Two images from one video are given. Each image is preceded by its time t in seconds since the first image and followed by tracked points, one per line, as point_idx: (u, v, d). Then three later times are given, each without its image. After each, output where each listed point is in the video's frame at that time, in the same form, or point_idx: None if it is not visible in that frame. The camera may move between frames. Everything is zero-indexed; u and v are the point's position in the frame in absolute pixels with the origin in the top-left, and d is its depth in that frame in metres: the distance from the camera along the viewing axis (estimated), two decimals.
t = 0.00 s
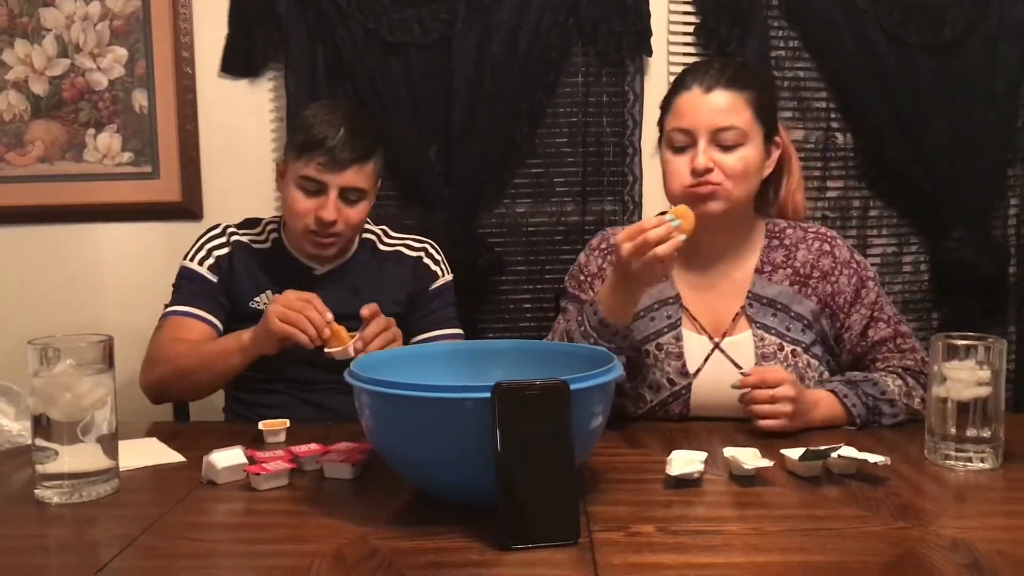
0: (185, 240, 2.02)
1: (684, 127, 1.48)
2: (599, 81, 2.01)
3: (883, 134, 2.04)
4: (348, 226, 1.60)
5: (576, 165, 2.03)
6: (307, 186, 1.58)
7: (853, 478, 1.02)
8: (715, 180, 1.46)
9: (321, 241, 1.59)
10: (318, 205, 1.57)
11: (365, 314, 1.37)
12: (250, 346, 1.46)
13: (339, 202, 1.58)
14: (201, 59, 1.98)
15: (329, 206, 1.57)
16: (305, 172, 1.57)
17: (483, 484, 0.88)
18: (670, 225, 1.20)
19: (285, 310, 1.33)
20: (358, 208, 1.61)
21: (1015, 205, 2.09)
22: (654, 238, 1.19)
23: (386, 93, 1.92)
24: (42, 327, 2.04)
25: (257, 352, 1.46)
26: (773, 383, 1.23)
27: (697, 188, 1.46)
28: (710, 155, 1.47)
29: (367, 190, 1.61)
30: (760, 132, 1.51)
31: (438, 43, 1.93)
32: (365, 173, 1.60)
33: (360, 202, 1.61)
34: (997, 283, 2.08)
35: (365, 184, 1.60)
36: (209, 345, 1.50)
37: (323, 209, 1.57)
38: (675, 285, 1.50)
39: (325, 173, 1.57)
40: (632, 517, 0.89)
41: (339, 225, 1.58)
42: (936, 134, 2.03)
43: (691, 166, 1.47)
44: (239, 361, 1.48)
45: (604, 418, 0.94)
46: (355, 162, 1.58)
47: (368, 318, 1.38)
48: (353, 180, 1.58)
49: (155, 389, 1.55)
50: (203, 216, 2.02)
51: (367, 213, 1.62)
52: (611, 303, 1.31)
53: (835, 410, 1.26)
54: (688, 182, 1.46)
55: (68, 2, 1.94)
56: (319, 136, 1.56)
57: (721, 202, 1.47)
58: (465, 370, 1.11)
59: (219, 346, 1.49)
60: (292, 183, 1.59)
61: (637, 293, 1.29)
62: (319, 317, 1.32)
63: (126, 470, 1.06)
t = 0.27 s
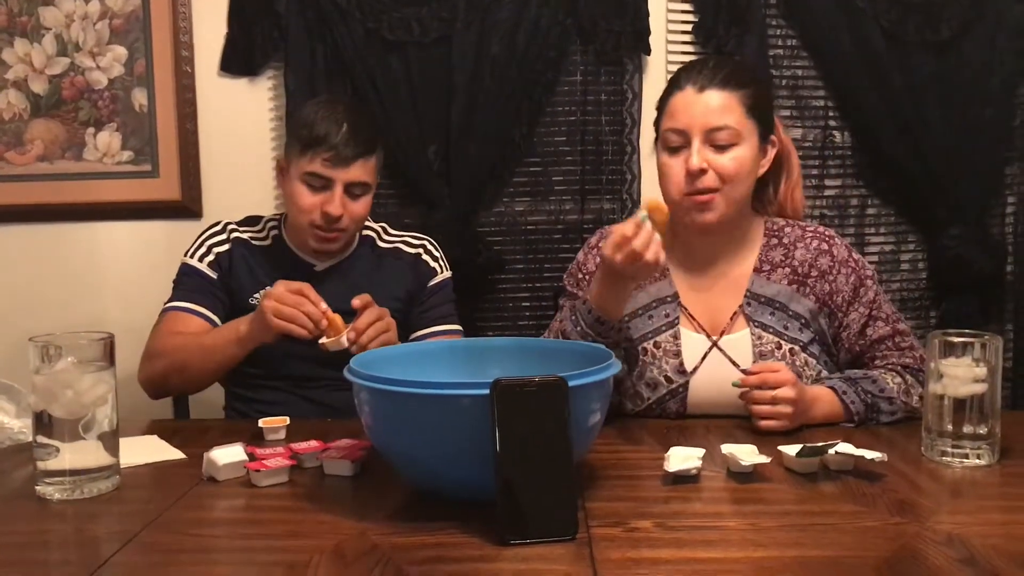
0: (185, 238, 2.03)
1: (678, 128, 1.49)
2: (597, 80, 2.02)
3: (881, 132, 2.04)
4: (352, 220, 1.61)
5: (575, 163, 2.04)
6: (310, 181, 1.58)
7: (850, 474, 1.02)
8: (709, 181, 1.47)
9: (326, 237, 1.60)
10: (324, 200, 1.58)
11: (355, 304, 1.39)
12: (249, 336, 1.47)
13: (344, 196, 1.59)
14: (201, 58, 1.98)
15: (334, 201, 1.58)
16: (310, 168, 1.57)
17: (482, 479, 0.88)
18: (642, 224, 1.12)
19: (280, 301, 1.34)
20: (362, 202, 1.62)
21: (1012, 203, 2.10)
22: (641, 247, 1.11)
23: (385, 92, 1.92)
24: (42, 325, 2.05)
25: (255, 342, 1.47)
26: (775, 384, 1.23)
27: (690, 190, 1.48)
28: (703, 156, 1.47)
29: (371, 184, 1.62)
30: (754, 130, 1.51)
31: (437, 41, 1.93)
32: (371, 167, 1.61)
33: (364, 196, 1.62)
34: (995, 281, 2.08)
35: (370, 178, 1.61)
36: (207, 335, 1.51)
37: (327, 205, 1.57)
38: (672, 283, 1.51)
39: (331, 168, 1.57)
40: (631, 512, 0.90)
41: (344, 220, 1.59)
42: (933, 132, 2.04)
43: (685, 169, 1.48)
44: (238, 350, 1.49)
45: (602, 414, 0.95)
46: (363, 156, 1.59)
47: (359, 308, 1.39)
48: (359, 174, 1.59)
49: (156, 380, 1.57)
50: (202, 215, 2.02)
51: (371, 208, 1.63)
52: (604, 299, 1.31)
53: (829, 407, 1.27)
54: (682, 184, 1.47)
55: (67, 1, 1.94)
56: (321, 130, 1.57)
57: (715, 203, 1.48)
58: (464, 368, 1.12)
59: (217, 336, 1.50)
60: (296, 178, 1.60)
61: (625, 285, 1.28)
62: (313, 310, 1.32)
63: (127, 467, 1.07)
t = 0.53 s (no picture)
0: (181, 239, 2.03)
1: (700, 143, 1.43)
2: (593, 80, 2.02)
3: (877, 132, 2.05)
4: (346, 219, 1.61)
5: (571, 163, 2.04)
6: (304, 180, 1.59)
7: (845, 474, 1.02)
8: (732, 199, 1.42)
9: (320, 235, 1.59)
10: (318, 199, 1.58)
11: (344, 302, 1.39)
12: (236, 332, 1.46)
13: (338, 195, 1.59)
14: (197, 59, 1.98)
15: (329, 199, 1.58)
16: (304, 166, 1.58)
17: (477, 480, 0.89)
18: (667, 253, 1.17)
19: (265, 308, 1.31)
20: (355, 201, 1.62)
21: (1008, 202, 2.11)
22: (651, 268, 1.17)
23: (381, 93, 1.93)
24: (39, 327, 2.04)
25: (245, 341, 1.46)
26: (766, 384, 1.23)
27: (713, 208, 1.43)
28: (727, 173, 1.42)
29: (364, 182, 1.62)
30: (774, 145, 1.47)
31: (433, 42, 1.94)
32: (363, 166, 1.61)
33: (358, 195, 1.62)
34: (991, 280, 2.09)
35: (363, 177, 1.62)
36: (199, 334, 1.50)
37: (320, 203, 1.58)
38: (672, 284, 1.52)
39: (324, 166, 1.58)
40: (625, 513, 0.90)
41: (337, 219, 1.59)
42: (929, 132, 2.04)
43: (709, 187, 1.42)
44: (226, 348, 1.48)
45: (597, 415, 0.95)
46: (355, 154, 1.60)
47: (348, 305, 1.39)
48: (352, 173, 1.60)
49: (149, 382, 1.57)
50: (199, 216, 2.02)
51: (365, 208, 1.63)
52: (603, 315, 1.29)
53: (824, 406, 1.27)
54: (705, 202, 1.42)
55: (63, 2, 1.94)
56: (311, 130, 1.58)
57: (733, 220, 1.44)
58: (460, 368, 1.12)
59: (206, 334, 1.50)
60: (290, 177, 1.60)
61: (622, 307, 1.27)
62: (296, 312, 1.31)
63: (122, 469, 1.07)
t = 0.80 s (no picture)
0: (179, 241, 2.03)
1: (732, 153, 1.38)
2: (591, 80, 2.02)
3: (874, 132, 2.05)
4: (337, 211, 1.61)
5: (569, 164, 2.04)
6: (295, 173, 1.60)
7: (843, 473, 1.03)
8: (760, 214, 1.38)
9: (313, 227, 1.60)
10: (307, 191, 1.59)
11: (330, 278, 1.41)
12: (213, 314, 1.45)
13: (327, 186, 1.60)
14: (195, 60, 1.99)
15: (317, 190, 1.59)
16: (293, 158, 1.59)
17: (475, 480, 0.89)
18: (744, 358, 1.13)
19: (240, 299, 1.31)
20: (346, 192, 1.62)
21: (1005, 202, 2.10)
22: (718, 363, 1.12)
23: (379, 94, 1.93)
24: (37, 328, 2.04)
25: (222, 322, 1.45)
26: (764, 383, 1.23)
27: (740, 222, 1.38)
28: (758, 188, 1.37)
29: (354, 173, 1.63)
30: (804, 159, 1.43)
31: (430, 43, 1.94)
32: (352, 156, 1.62)
33: (348, 186, 1.62)
34: (987, 279, 2.09)
35: (353, 168, 1.63)
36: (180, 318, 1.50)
37: (311, 194, 1.58)
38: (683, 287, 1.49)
39: (311, 156, 1.59)
40: (623, 512, 0.90)
41: (327, 209, 1.59)
42: (926, 131, 2.05)
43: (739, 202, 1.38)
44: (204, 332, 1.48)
45: (595, 415, 0.95)
46: (342, 143, 1.61)
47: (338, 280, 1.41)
48: (341, 163, 1.60)
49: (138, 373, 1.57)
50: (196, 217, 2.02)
51: (356, 198, 1.64)
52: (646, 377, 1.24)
53: (824, 406, 1.27)
54: (733, 216, 1.38)
55: (61, 4, 1.94)
56: (303, 122, 1.60)
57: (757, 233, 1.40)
58: (459, 368, 1.12)
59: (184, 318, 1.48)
60: (281, 171, 1.61)
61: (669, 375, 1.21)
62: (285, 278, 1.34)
63: (121, 470, 1.07)
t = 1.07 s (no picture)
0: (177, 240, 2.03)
1: (762, 159, 1.37)
2: (589, 79, 2.02)
3: (872, 129, 2.05)
4: (319, 202, 1.63)
5: (567, 162, 2.04)
6: (275, 168, 1.62)
7: (842, 472, 1.02)
8: (783, 221, 1.38)
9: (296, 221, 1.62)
10: (286, 184, 1.61)
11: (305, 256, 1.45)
12: (190, 283, 1.51)
13: (307, 178, 1.61)
14: (193, 59, 1.98)
15: (296, 182, 1.61)
16: (273, 153, 1.62)
17: (474, 479, 0.89)
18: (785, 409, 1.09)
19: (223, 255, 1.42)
20: (328, 183, 1.63)
21: (1004, 199, 2.10)
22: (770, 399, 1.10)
23: (377, 92, 1.92)
24: (35, 327, 2.04)
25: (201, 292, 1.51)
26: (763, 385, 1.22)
27: (762, 228, 1.39)
28: (786, 196, 1.37)
29: (334, 164, 1.64)
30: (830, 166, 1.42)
31: (429, 41, 1.93)
32: (330, 146, 1.63)
33: (329, 177, 1.63)
34: (986, 277, 2.09)
35: (331, 158, 1.63)
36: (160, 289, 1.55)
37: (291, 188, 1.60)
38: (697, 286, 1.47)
39: (287, 149, 1.61)
40: (623, 511, 0.90)
41: (307, 201, 1.61)
42: (924, 129, 2.05)
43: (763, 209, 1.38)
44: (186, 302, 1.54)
45: (594, 413, 0.95)
46: (317, 133, 1.62)
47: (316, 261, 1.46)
48: (317, 154, 1.62)
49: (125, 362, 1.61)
50: (195, 216, 2.02)
51: (339, 189, 1.64)
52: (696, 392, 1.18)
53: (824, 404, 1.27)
54: (758, 220, 1.38)
55: (58, 2, 1.94)
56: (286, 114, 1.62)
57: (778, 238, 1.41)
58: (459, 367, 1.12)
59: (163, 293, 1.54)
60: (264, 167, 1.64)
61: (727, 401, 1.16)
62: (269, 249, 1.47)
63: (119, 469, 1.07)
